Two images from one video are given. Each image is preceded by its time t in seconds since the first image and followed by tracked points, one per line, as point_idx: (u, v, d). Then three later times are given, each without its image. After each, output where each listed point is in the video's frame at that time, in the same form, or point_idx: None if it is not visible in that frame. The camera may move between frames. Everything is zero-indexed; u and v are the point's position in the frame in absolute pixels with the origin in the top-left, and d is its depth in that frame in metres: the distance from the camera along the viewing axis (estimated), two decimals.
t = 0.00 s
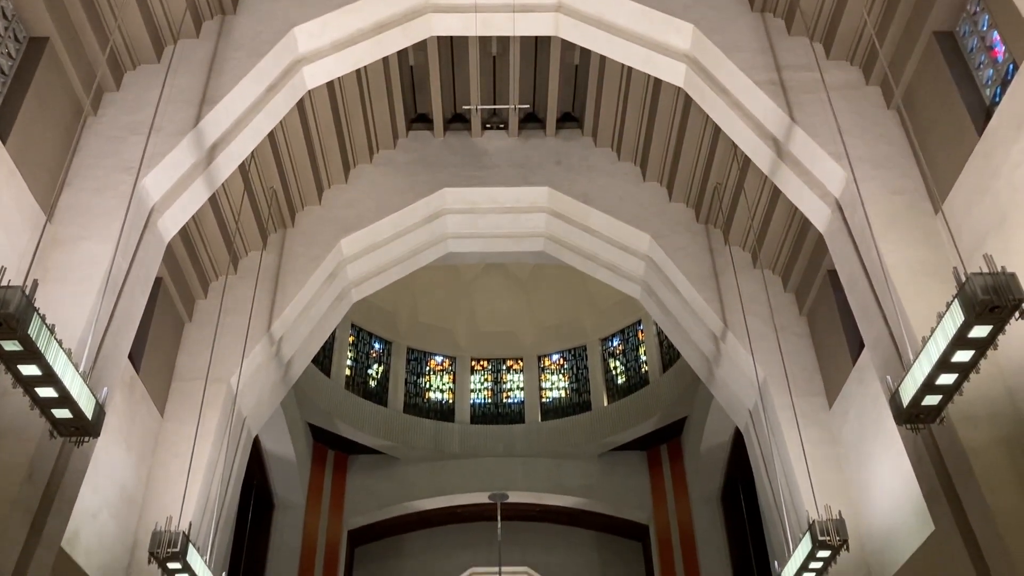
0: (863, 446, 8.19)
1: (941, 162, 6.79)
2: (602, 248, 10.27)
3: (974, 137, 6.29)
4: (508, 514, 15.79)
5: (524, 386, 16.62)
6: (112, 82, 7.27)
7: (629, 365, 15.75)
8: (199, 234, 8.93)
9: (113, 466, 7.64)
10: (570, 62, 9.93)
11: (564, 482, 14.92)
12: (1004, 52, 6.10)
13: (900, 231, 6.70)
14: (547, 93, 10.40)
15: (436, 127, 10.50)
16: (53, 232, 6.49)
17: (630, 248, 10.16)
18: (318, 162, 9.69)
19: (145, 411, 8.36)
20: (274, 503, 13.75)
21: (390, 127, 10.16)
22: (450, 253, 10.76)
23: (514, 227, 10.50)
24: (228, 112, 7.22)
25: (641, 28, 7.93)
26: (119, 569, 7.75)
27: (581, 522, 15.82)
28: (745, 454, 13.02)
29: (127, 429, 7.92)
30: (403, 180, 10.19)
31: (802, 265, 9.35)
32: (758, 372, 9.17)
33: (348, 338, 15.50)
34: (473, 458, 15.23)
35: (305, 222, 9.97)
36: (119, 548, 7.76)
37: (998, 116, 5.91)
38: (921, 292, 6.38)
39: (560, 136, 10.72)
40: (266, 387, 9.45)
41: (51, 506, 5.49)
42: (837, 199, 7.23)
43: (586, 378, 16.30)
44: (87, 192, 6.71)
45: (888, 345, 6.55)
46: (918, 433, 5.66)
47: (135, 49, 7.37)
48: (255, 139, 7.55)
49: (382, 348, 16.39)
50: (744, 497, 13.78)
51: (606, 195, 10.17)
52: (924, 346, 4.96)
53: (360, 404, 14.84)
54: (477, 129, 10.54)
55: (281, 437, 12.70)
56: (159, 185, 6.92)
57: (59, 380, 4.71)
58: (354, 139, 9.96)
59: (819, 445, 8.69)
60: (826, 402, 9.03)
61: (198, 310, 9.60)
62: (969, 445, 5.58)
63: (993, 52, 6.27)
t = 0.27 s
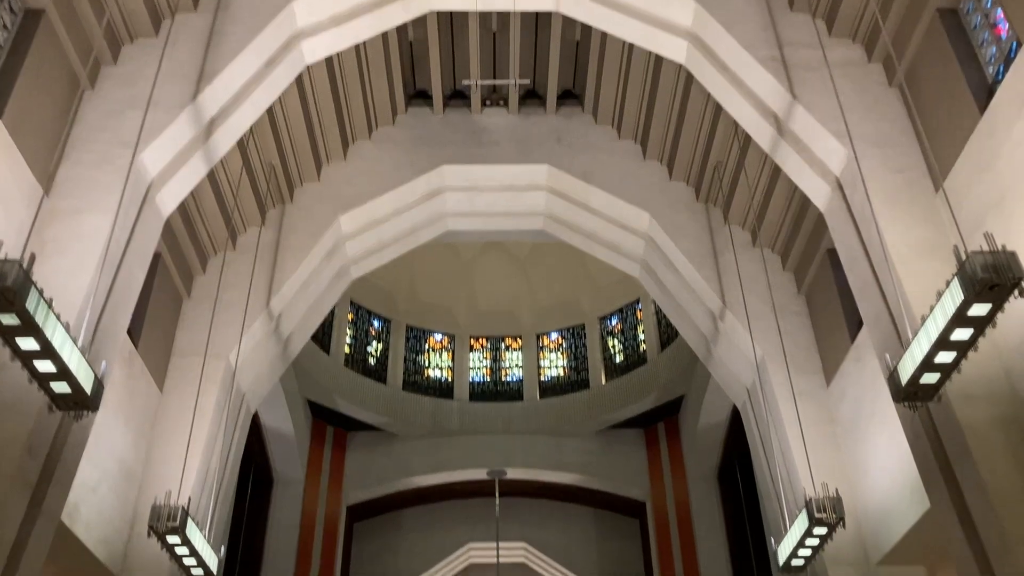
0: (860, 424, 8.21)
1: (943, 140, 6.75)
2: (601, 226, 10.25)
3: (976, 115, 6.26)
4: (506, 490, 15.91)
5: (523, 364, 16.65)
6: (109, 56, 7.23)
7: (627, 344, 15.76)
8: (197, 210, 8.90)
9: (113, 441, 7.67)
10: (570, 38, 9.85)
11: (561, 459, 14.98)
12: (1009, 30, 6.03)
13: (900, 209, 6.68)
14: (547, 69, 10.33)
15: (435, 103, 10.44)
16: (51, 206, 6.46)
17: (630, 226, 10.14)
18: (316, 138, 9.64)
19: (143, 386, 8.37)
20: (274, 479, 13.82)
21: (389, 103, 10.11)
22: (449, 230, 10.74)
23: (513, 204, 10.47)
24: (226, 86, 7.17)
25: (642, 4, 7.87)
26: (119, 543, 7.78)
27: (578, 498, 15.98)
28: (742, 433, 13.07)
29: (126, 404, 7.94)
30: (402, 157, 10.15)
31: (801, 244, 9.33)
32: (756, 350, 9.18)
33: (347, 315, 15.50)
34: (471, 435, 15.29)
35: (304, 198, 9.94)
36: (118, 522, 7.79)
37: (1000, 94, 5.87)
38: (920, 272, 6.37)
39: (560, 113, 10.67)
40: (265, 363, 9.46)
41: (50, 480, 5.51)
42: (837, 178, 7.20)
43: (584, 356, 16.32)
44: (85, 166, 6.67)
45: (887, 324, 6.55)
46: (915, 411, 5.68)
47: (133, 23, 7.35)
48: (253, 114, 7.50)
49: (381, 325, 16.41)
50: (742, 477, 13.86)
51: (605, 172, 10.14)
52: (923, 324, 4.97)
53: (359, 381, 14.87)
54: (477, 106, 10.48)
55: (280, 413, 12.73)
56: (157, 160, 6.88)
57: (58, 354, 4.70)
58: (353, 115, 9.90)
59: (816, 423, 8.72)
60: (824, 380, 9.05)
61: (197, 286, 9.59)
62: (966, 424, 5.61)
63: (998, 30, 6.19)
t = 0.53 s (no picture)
0: (858, 394, 8.22)
1: (947, 109, 6.69)
2: (601, 196, 10.20)
3: (981, 84, 6.19)
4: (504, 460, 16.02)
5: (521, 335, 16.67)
6: (103, 20, 7.14)
7: (625, 315, 15.76)
8: (194, 178, 8.84)
9: (111, 408, 7.67)
10: (570, 5, 9.73)
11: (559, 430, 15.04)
12: None
13: (901, 179, 6.64)
14: (547, 37, 10.21)
15: (434, 71, 10.33)
16: (46, 173, 6.40)
17: (629, 197, 10.08)
18: (314, 106, 9.55)
19: (141, 355, 8.36)
20: (272, 448, 13.87)
21: (387, 70, 10.01)
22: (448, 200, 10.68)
23: (512, 174, 10.41)
24: (223, 52, 7.07)
25: None
26: (118, 510, 7.81)
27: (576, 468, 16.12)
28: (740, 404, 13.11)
29: (124, 372, 7.93)
30: (400, 125, 10.06)
31: (801, 215, 9.29)
32: (755, 321, 9.16)
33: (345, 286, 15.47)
34: (469, 406, 15.34)
35: (301, 167, 9.87)
36: (117, 490, 7.82)
37: (1005, 62, 5.80)
38: (920, 242, 6.34)
39: (559, 81, 10.57)
40: (263, 332, 9.45)
41: (49, 447, 5.52)
42: (839, 148, 7.15)
43: (583, 327, 16.33)
44: (80, 132, 6.61)
45: (886, 295, 6.54)
46: (913, 381, 5.68)
47: None
48: (250, 81, 7.43)
49: (380, 296, 16.40)
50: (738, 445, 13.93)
51: (605, 142, 10.07)
52: (923, 294, 4.95)
53: (357, 351, 14.87)
54: (476, 74, 10.37)
55: (278, 382, 12.74)
56: (153, 127, 6.82)
57: (55, 321, 4.69)
58: (351, 83, 9.80)
59: (814, 393, 8.74)
60: (823, 351, 9.05)
61: (194, 255, 9.55)
62: (963, 394, 5.61)
63: None
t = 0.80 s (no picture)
0: (857, 361, 8.23)
1: (952, 73, 6.61)
2: (601, 162, 10.12)
3: (986, 48, 6.12)
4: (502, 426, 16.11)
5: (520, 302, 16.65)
6: None
7: (624, 282, 15.74)
8: (190, 141, 8.76)
9: (109, 373, 7.66)
10: None
11: (557, 396, 15.11)
12: None
13: (905, 144, 6.58)
14: None
15: (432, 34, 10.20)
16: (41, 135, 6.33)
17: (629, 162, 10.01)
18: (311, 69, 9.44)
19: (139, 320, 8.34)
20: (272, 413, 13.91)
21: (385, 33, 9.89)
22: (447, 165, 10.61)
23: (512, 139, 10.32)
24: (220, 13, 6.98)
25: None
26: (118, 473, 7.84)
27: (574, 435, 16.22)
28: (738, 371, 13.14)
29: (123, 336, 7.92)
30: (398, 89, 9.96)
31: (803, 181, 9.23)
32: (755, 288, 9.15)
33: (343, 252, 15.42)
34: (468, 372, 15.38)
35: (299, 131, 9.79)
36: (117, 454, 7.84)
37: (1012, 25, 5.72)
38: (923, 208, 6.29)
39: (560, 45, 10.44)
40: (262, 297, 9.43)
41: (48, 409, 5.51)
42: (841, 112, 7.09)
43: (581, 294, 16.32)
44: (75, 94, 6.52)
45: (887, 261, 6.50)
46: (913, 347, 5.68)
47: None
48: (246, 44, 7.37)
49: (378, 262, 16.35)
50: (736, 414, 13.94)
51: (606, 107, 9.97)
52: (925, 259, 4.92)
53: (356, 317, 14.86)
54: (475, 38, 10.25)
55: (277, 348, 12.74)
56: (150, 89, 6.75)
57: (51, 284, 4.65)
58: (349, 46, 9.68)
59: (812, 360, 8.75)
60: (822, 318, 9.05)
61: (191, 219, 9.50)
62: (963, 360, 5.61)
63: None
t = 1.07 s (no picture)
0: (857, 325, 8.23)
1: (959, 34, 6.53)
2: (602, 125, 10.04)
3: (995, 8, 6.03)
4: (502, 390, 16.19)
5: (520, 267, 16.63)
6: None
7: (624, 247, 15.70)
8: (188, 103, 8.67)
9: (109, 335, 7.66)
10: None
11: (557, 361, 15.19)
12: None
13: (910, 106, 6.51)
14: None
15: None
16: (36, 94, 6.25)
17: (631, 125, 9.93)
18: (309, 29, 9.31)
19: (139, 282, 8.32)
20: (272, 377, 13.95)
21: None
22: (447, 128, 10.52)
23: (512, 101, 10.23)
24: None
25: None
26: (119, 434, 7.87)
27: (573, 399, 16.30)
28: (737, 335, 13.17)
29: (122, 299, 7.90)
30: (397, 50, 9.84)
31: (805, 144, 9.17)
32: (756, 251, 9.11)
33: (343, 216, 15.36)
34: (468, 336, 15.42)
35: (297, 93, 9.69)
36: (118, 416, 7.87)
37: None
38: (926, 171, 6.24)
39: (561, 5, 10.30)
40: (261, 260, 9.41)
41: (49, 370, 5.51)
42: (846, 74, 7.01)
43: (581, 259, 16.29)
44: (70, 52, 6.43)
45: (889, 224, 6.47)
46: (914, 310, 5.67)
47: None
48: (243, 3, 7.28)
49: (378, 227, 16.30)
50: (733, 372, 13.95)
51: (607, 69, 9.87)
52: (929, 221, 4.89)
53: (356, 281, 14.85)
54: None
55: (277, 312, 12.74)
56: (146, 48, 6.66)
57: (49, 244, 4.62)
58: (347, 6, 9.54)
59: (812, 324, 8.76)
60: (823, 282, 9.03)
61: (190, 182, 9.44)
62: (964, 323, 5.61)
63: None
